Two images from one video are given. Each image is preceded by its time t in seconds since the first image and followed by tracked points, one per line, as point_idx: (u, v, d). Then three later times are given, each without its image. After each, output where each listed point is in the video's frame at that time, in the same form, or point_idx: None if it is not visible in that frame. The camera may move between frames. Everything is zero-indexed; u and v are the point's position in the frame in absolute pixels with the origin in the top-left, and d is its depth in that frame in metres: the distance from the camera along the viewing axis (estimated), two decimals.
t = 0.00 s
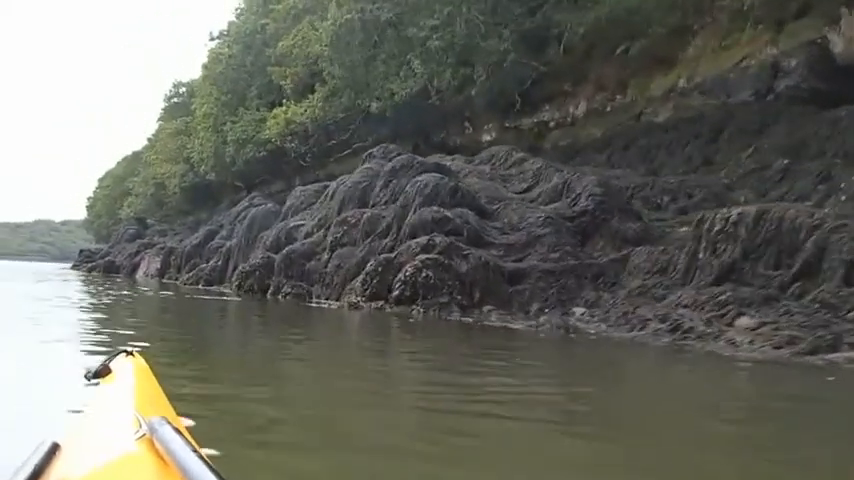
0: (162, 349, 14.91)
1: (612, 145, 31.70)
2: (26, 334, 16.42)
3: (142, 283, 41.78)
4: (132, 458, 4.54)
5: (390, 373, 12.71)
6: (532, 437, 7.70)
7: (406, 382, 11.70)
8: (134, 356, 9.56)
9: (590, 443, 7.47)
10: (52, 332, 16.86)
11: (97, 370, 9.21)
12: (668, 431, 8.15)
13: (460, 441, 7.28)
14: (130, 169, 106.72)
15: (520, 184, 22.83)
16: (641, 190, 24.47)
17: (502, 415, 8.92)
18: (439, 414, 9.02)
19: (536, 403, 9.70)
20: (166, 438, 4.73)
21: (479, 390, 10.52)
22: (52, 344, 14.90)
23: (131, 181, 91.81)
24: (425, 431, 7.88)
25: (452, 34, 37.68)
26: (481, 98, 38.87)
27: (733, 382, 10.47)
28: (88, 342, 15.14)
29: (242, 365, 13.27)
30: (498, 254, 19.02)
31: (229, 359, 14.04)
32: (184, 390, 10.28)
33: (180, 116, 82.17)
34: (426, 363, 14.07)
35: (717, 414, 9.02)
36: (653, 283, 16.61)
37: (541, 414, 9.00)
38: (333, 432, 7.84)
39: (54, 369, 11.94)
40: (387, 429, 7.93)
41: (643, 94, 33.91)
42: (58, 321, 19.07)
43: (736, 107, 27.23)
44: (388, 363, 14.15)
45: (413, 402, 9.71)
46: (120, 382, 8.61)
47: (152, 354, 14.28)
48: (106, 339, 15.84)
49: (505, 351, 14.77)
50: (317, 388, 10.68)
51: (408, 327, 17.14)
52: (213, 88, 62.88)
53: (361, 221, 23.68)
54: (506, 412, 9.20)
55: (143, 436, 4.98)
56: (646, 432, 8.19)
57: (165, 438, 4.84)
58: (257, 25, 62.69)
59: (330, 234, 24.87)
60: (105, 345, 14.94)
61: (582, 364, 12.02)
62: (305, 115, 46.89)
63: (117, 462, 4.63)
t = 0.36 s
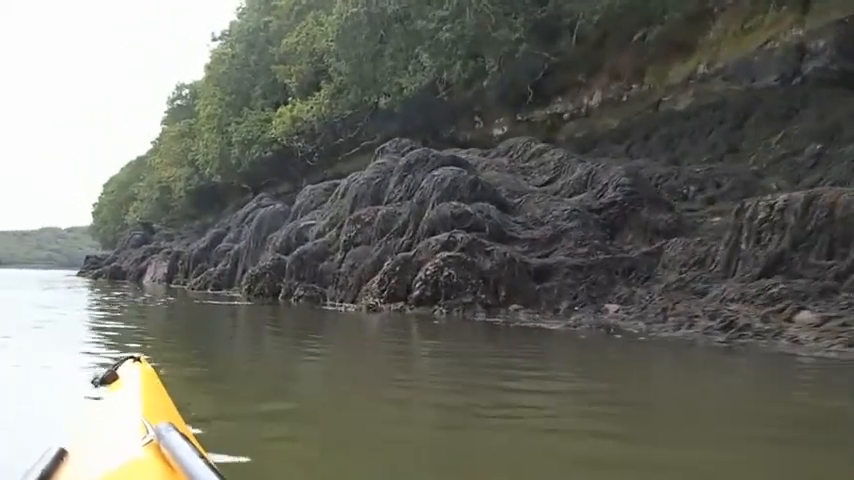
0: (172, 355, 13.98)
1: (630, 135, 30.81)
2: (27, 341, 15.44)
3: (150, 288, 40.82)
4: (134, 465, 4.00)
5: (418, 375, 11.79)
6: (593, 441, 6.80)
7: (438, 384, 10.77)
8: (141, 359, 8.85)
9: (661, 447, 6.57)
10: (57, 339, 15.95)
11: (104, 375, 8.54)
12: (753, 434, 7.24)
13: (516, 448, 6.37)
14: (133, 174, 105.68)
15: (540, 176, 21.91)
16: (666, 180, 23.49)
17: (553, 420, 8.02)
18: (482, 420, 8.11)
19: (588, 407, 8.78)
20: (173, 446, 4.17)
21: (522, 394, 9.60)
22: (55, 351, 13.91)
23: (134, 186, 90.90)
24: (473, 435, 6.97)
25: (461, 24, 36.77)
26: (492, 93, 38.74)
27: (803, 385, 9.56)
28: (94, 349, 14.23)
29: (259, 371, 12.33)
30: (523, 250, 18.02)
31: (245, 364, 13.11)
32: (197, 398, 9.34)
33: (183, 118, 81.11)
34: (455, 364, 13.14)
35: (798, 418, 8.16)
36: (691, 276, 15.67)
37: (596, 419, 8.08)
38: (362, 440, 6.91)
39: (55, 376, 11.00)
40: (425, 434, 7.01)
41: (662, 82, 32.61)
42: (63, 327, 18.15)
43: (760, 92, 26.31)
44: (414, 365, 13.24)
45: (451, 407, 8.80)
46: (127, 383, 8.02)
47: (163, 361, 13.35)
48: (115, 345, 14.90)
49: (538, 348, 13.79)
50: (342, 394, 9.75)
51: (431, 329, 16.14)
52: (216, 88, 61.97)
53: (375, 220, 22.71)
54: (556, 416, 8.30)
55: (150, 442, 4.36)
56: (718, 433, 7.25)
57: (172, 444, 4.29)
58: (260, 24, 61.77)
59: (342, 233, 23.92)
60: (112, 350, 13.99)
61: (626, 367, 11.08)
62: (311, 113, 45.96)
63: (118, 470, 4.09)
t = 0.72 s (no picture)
0: (181, 364, 13.06)
1: (646, 119, 29.82)
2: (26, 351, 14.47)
3: (155, 293, 39.87)
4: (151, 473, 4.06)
5: (449, 374, 10.84)
6: (650, 452, 5.89)
7: (474, 384, 9.82)
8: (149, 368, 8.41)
9: (737, 460, 5.64)
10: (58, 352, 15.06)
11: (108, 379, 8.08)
12: None
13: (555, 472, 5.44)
14: (133, 178, 104.54)
15: (560, 164, 20.96)
16: (689, 162, 22.46)
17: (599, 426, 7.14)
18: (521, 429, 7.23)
19: (646, 407, 7.85)
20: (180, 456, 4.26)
21: (569, 395, 8.67)
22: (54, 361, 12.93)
23: (136, 191, 89.80)
24: (514, 452, 6.10)
25: (466, 11, 35.75)
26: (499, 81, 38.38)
27: None
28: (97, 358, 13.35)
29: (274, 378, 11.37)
30: (548, 242, 17.07)
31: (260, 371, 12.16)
32: (211, 410, 8.36)
33: (182, 119, 79.96)
34: (486, 362, 12.19)
35: None
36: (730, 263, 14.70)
37: (651, 423, 7.18)
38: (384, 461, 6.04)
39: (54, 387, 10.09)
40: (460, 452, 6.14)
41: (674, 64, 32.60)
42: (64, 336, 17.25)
43: (782, 69, 25.33)
44: (441, 365, 12.32)
45: (493, 412, 7.90)
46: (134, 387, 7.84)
47: (171, 369, 12.43)
48: (120, 354, 13.92)
49: (574, 344, 12.76)
50: (372, 401, 8.81)
51: (454, 327, 15.16)
52: (215, 88, 60.95)
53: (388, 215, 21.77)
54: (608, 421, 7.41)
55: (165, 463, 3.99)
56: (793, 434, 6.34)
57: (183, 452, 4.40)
58: (257, 21, 60.72)
59: (354, 231, 22.95)
60: (116, 358, 13.01)
61: (677, 368, 10.13)
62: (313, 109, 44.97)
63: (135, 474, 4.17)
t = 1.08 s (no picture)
0: (186, 369, 12.06)
1: (655, 88, 28.81)
2: (26, 359, 13.56)
3: (159, 296, 38.91)
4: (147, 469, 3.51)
5: (482, 364, 9.82)
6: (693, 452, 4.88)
7: (513, 375, 8.81)
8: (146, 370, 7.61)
9: (764, 468, 4.50)
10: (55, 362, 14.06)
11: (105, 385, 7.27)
12: None
13: (586, 478, 4.42)
14: (131, 184, 103.46)
15: (573, 137, 19.94)
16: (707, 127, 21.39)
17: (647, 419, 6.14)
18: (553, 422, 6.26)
19: (714, 397, 6.85)
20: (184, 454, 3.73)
21: (624, 387, 7.65)
22: (59, 364, 12.02)
23: (135, 196, 88.70)
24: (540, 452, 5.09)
25: None
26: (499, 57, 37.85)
27: None
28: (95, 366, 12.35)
29: (289, 379, 10.36)
30: (570, 219, 16.05)
31: (273, 373, 11.15)
32: (223, 416, 7.36)
33: (176, 120, 78.84)
34: (517, 350, 11.17)
35: None
36: (770, 231, 13.68)
37: (708, 414, 6.17)
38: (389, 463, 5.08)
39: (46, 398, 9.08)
40: (479, 456, 5.17)
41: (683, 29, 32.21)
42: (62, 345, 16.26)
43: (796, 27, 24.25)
44: (468, 356, 11.31)
45: (535, 406, 6.91)
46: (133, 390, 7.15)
47: (177, 375, 11.43)
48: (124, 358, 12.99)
49: (611, 325, 11.73)
50: (402, 398, 7.81)
51: (476, 316, 14.14)
52: (208, 85, 59.81)
53: (397, 202, 20.76)
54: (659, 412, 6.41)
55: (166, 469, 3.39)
56: None
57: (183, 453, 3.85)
58: (246, 14, 59.57)
59: (360, 220, 21.93)
60: (120, 362, 12.07)
61: (735, 353, 9.08)
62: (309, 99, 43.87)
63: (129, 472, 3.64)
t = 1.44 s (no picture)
0: (189, 368, 11.11)
1: (670, 69, 27.85)
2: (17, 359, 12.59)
3: (161, 290, 37.95)
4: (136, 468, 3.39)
5: (513, 358, 8.87)
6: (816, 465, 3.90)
7: (551, 370, 7.85)
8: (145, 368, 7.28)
9: None
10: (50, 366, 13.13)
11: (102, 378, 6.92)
12: None
13: None
14: (131, 177, 102.31)
15: (593, 120, 19.00)
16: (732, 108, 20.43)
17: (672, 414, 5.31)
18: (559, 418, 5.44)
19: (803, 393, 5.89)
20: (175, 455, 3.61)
21: (681, 380, 6.70)
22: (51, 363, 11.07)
23: (134, 188, 87.45)
24: (537, 463, 4.29)
25: None
26: (510, 43, 36.93)
27: None
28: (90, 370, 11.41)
29: (300, 377, 9.40)
30: (595, 205, 15.11)
31: (282, 371, 10.21)
32: (229, 423, 6.42)
33: (176, 111, 77.69)
34: (549, 345, 10.21)
35: None
36: (815, 215, 12.72)
37: (804, 412, 5.21)
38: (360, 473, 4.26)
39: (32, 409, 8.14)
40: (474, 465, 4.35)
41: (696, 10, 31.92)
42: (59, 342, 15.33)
43: (821, 3, 23.28)
44: (495, 351, 10.36)
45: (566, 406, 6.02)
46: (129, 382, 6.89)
47: (179, 374, 10.48)
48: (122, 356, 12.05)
49: (651, 316, 10.77)
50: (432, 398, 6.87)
51: (497, 310, 13.18)
52: (207, 74, 58.65)
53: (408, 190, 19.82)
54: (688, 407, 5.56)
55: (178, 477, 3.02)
56: None
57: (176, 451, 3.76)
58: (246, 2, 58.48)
59: (369, 209, 20.99)
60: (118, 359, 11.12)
61: (801, 346, 8.13)
62: (311, 87, 42.76)
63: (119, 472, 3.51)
